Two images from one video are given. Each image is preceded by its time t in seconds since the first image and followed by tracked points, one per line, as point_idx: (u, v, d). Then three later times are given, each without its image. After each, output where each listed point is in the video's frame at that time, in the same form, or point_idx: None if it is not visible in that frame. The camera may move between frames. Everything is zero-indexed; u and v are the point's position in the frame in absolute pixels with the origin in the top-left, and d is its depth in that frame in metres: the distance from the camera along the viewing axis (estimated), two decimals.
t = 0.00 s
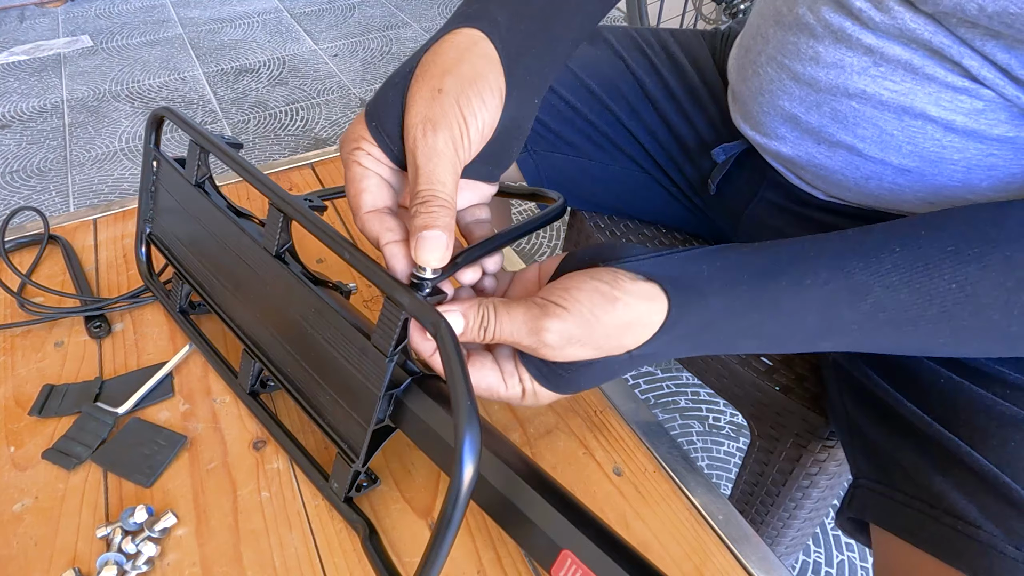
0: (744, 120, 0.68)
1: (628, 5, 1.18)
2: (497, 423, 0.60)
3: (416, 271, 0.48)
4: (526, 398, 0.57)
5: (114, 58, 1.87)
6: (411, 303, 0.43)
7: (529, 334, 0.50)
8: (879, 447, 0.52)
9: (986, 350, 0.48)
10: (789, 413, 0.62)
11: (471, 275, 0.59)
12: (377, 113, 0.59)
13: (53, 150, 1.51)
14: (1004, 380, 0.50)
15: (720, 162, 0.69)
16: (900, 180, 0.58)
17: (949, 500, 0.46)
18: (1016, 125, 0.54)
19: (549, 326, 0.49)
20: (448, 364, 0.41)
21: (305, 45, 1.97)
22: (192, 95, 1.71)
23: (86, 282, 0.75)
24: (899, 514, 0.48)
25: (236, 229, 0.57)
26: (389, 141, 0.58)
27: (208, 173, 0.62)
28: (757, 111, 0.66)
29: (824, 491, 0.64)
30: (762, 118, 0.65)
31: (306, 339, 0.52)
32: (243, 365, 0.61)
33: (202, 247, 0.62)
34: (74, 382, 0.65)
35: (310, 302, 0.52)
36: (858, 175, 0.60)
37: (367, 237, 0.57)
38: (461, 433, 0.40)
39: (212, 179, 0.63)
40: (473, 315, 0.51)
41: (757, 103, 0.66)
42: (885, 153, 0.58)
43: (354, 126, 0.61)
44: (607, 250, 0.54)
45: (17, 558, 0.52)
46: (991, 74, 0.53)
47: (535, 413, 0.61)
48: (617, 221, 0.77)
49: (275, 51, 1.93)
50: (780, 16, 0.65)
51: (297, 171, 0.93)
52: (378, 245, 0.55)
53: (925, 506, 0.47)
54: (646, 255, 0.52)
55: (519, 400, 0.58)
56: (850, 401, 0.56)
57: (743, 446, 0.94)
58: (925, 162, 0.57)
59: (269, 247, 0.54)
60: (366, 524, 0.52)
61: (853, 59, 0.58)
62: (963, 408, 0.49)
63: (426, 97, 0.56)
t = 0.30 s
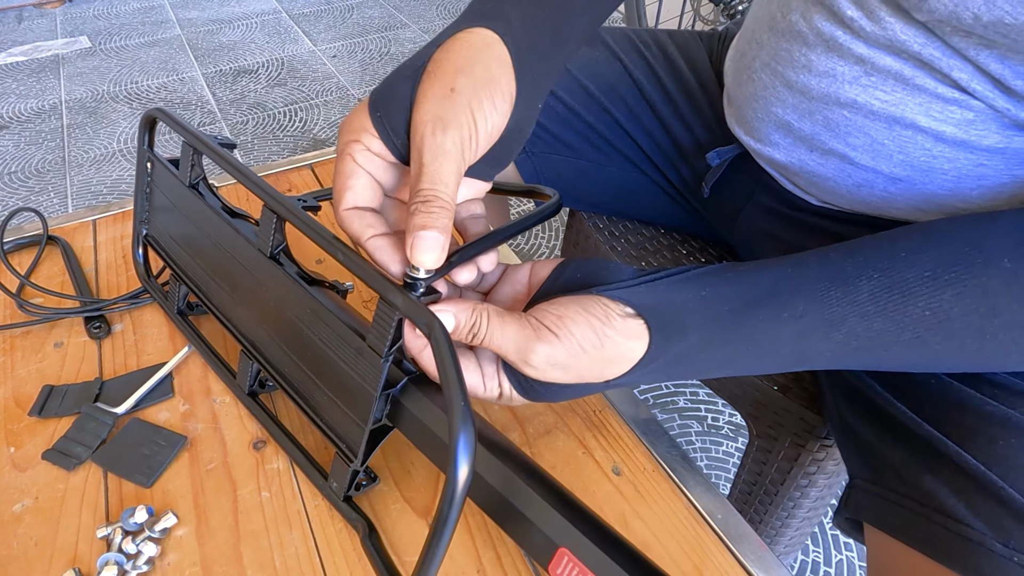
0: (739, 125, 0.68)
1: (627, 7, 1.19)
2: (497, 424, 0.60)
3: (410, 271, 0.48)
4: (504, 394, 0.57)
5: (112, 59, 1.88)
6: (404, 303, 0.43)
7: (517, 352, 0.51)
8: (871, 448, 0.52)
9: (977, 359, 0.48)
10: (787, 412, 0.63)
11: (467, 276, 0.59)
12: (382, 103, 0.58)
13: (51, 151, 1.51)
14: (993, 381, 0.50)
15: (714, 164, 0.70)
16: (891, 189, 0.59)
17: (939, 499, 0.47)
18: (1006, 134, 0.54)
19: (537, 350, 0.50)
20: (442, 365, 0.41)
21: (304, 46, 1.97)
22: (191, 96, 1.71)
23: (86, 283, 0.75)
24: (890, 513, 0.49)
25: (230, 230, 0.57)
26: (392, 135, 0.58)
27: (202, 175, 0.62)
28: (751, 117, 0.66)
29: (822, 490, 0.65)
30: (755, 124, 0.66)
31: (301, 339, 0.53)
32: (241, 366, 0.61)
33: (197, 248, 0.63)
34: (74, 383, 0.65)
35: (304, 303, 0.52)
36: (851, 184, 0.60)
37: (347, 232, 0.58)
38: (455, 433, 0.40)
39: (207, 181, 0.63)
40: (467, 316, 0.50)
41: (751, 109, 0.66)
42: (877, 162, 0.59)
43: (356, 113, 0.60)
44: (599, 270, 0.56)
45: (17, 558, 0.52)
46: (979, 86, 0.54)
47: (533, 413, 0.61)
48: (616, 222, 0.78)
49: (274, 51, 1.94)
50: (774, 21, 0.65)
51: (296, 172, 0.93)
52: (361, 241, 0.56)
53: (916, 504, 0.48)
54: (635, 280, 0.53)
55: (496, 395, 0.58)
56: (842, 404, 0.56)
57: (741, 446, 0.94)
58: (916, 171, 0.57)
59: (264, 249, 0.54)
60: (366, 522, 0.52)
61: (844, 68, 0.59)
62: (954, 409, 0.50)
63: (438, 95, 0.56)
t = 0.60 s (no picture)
0: (739, 134, 0.68)
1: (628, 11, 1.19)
2: (499, 429, 0.60)
3: (410, 277, 0.48)
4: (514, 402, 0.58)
5: (115, 62, 1.88)
6: (405, 309, 0.44)
7: (517, 360, 0.51)
8: (868, 453, 0.52)
9: (969, 358, 0.48)
10: (787, 417, 0.63)
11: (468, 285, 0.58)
12: (438, 93, 0.54)
13: (53, 153, 1.52)
14: (989, 387, 0.50)
15: (713, 171, 0.71)
16: (886, 204, 0.59)
17: (933, 503, 0.47)
18: (1003, 154, 0.54)
19: (537, 357, 0.51)
20: (442, 371, 0.41)
21: (306, 49, 1.97)
22: (193, 98, 1.71)
23: (89, 286, 0.75)
24: (886, 517, 0.49)
25: (233, 235, 0.58)
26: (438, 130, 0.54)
27: (204, 179, 0.62)
28: (750, 128, 0.66)
29: (823, 495, 0.65)
30: (754, 134, 0.66)
31: (303, 343, 0.53)
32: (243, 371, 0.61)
33: (200, 252, 0.63)
34: (77, 386, 0.65)
35: (306, 308, 0.52)
36: (847, 198, 0.61)
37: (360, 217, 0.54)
38: (455, 439, 0.40)
39: (209, 186, 0.63)
40: (467, 324, 0.51)
41: (750, 119, 0.66)
42: (872, 179, 0.59)
43: (404, 91, 0.55)
44: (585, 267, 0.56)
45: (20, 562, 0.52)
46: (976, 107, 0.53)
47: (534, 417, 0.61)
48: (617, 226, 0.78)
49: (276, 54, 1.94)
50: (773, 33, 0.65)
51: (298, 176, 0.94)
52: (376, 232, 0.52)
53: (911, 508, 0.48)
54: (620, 277, 0.53)
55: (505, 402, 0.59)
56: (840, 410, 0.56)
57: (742, 449, 0.94)
58: (911, 188, 0.58)
59: (266, 253, 0.54)
60: (367, 526, 0.53)
61: (842, 85, 0.58)
62: (948, 415, 0.50)
63: (505, 120, 0.54)
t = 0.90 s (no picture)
0: (747, 144, 0.67)
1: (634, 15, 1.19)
2: (502, 434, 0.60)
3: (416, 277, 0.48)
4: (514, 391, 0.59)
5: (122, 63, 1.89)
6: (410, 312, 0.43)
7: (521, 358, 0.51)
8: (875, 464, 0.52)
9: (960, 363, 0.47)
10: (792, 424, 0.63)
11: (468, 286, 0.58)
12: (481, 94, 0.48)
13: (59, 153, 1.52)
14: (996, 400, 0.50)
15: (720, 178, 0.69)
16: (896, 222, 0.60)
17: (941, 518, 0.46)
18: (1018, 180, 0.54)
19: (541, 354, 0.51)
20: (446, 375, 0.41)
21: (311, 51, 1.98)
22: (199, 99, 1.72)
23: (93, 288, 0.75)
24: (893, 529, 0.49)
25: (236, 237, 0.57)
26: (473, 134, 0.48)
27: (208, 181, 0.62)
28: (759, 141, 0.65)
29: (828, 504, 0.64)
30: (764, 147, 0.65)
31: (306, 345, 0.52)
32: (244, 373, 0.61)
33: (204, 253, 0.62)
34: (79, 388, 0.65)
35: (308, 310, 0.52)
36: (857, 214, 0.61)
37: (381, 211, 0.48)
38: (459, 443, 0.40)
39: (213, 188, 0.63)
40: (473, 325, 0.49)
41: (759, 131, 0.65)
42: (883, 197, 0.59)
43: (450, 87, 0.48)
44: (584, 256, 0.57)
45: (20, 565, 0.52)
46: (993, 133, 0.53)
47: (536, 422, 0.61)
48: (621, 231, 0.77)
49: (282, 56, 1.94)
50: (786, 44, 0.64)
51: (302, 178, 0.93)
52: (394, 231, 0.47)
53: (920, 522, 0.47)
54: (619, 268, 0.54)
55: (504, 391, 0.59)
56: (846, 419, 0.56)
57: (746, 456, 0.93)
58: (923, 208, 0.58)
59: (269, 255, 0.54)
60: (367, 531, 0.52)
61: (857, 103, 0.58)
62: (956, 429, 0.49)
63: (537, 141, 0.49)
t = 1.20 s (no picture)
0: (754, 149, 0.67)
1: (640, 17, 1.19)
2: (505, 438, 0.59)
3: (416, 278, 0.48)
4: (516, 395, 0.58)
5: (128, 63, 1.89)
6: (409, 315, 0.43)
7: (530, 377, 0.50)
8: (883, 471, 0.51)
9: (970, 377, 0.47)
10: (798, 430, 0.62)
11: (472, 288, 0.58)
12: (499, 96, 0.48)
13: (65, 152, 1.53)
14: (1006, 407, 0.49)
15: (726, 182, 0.70)
16: (904, 230, 0.59)
17: (951, 527, 0.46)
18: None
19: (550, 374, 0.50)
20: (446, 378, 0.40)
21: (316, 52, 1.98)
22: (205, 99, 1.72)
23: (97, 288, 0.75)
24: (902, 539, 0.49)
25: (236, 238, 0.57)
26: (487, 136, 0.48)
27: (207, 182, 0.62)
28: (766, 147, 0.65)
29: (832, 510, 0.63)
30: (770, 154, 0.65)
31: (306, 347, 0.52)
32: (245, 374, 0.61)
33: (204, 254, 0.62)
34: (83, 388, 0.65)
35: (308, 312, 0.51)
36: (864, 221, 0.61)
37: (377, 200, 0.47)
38: (460, 446, 0.40)
39: (213, 189, 0.63)
40: (479, 334, 0.49)
41: (766, 138, 0.65)
42: (890, 206, 0.58)
43: (458, 85, 0.48)
44: (598, 267, 0.56)
45: (21, 565, 0.51)
46: (1003, 145, 0.52)
47: (540, 426, 0.60)
48: (628, 233, 0.77)
49: (287, 56, 1.95)
50: (794, 50, 0.63)
51: (307, 179, 0.93)
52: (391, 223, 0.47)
53: (929, 531, 0.47)
54: (630, 283, 0.54)
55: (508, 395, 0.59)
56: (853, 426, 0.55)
57: (749, 460, 0.93)
58: (931, 217, 0.57)
59: (269, 257, 0.54)
60: (369, 533, 0.52)
61: (864, 112, 0.57)
62: (966, 437, 0.48)
63: (546, 147, 0.49)
